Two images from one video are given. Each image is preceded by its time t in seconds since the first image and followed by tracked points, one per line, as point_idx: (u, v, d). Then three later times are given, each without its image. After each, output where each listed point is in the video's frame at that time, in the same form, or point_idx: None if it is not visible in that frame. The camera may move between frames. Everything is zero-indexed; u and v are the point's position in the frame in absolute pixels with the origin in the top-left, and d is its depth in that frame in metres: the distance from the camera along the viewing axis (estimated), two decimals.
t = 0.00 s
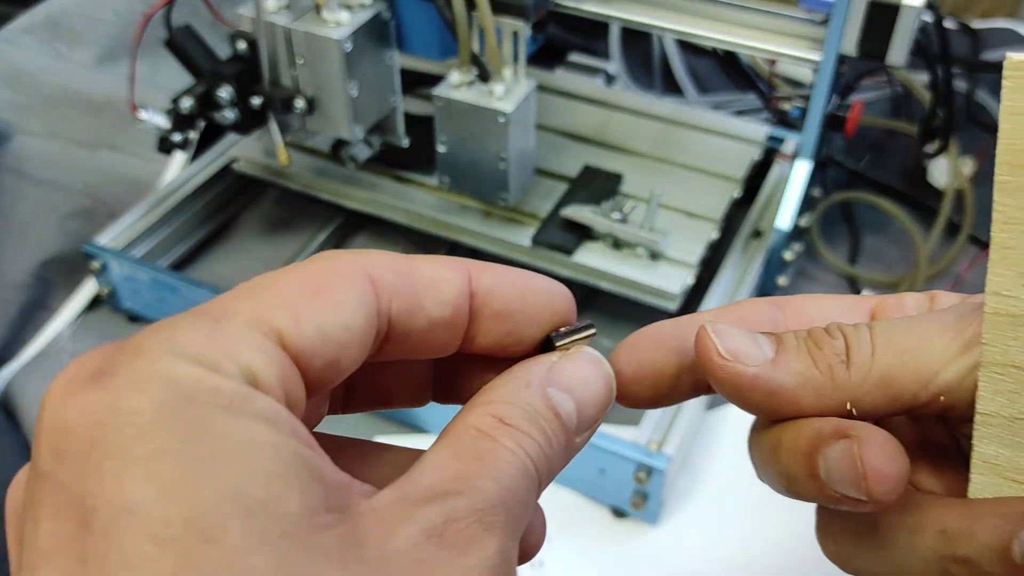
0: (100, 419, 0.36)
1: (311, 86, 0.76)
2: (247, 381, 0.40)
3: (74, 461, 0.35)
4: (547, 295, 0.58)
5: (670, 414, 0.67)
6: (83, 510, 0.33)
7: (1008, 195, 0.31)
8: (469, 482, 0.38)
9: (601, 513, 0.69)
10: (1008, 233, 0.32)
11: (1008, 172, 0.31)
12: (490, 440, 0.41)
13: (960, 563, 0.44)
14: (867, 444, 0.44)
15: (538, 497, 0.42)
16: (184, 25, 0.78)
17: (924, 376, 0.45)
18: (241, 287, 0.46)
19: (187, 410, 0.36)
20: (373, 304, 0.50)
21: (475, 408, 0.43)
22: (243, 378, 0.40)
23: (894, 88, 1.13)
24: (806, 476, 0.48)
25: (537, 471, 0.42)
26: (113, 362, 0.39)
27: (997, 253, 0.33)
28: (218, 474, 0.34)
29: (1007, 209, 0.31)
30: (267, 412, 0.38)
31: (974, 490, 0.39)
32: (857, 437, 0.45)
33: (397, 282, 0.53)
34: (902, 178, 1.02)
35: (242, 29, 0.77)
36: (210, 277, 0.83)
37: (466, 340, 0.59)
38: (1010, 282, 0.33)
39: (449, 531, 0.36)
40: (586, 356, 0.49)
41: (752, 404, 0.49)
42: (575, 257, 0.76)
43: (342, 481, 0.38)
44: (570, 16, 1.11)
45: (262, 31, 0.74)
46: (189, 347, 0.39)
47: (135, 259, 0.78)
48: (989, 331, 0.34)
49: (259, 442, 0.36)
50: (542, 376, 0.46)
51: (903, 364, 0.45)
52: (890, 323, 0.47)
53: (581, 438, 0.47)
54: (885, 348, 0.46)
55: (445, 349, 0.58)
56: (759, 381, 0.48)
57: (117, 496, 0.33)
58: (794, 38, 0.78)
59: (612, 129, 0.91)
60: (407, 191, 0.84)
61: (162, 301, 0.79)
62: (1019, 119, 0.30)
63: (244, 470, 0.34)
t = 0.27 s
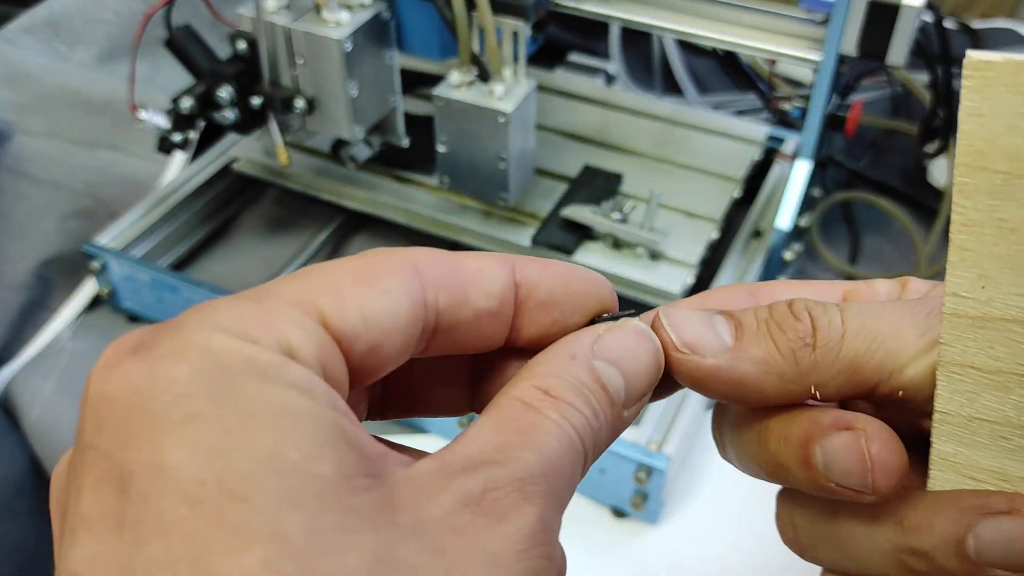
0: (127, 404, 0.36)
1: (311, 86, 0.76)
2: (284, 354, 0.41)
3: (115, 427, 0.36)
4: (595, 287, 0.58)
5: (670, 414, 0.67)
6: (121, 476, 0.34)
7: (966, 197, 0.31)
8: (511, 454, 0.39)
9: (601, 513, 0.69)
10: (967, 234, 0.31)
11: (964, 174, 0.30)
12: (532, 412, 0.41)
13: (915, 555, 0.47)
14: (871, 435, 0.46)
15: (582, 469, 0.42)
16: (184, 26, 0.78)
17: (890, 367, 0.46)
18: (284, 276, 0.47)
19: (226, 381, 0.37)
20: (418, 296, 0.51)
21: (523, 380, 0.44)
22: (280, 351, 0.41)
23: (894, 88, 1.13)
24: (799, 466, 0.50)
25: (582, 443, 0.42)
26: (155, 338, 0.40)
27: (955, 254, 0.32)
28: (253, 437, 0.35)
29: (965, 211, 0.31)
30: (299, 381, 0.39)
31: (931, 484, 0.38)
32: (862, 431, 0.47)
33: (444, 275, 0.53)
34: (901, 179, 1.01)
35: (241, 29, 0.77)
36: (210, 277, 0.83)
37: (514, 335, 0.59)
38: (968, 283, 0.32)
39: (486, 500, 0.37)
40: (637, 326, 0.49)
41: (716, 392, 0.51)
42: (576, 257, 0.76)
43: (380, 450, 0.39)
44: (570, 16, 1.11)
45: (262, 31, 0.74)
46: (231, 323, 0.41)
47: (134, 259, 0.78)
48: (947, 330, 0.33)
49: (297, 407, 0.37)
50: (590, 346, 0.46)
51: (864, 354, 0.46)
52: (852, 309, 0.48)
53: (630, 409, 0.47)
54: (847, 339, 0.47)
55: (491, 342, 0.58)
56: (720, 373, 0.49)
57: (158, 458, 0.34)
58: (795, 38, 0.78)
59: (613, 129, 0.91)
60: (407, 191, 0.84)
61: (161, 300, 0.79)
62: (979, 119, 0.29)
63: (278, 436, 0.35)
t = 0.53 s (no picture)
0: (126, 398, 0.36)
1: (311, 85, 0.76)
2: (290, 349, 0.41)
3: (116, 419, 0.36)
4: (590, 283, 0.58)
5: (670, 414, 0.67)
6: (123, 466, 0.34)
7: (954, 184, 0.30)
8: (512, 464, 0.38)
9: (601, 513, 0.69)
10: (954, 222, 0.30)
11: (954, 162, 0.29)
12: (532, 425, 0.41)
13: (895, 545, 0.47)
14: (868, 426, 0.46)
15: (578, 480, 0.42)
16: (184, 25, 0.78)
17: (872, 346, 0.47)
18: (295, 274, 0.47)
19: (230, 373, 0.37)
20: (428, 297, 0.50)
21: (518, 388, 0.43)
22: (286, 346, 0.41)
23: (894, 88, 1.13)
24: (790, 456, 0.49)
25: (578, 455, 0.41)
26: (160, 326, 0.41)
27: (942, 242, 0.31)
28: (255, 432, 0.34)
29: (953, 198, 0.30)
30: (307, 377, 0.39)
31: (922, 473, 0.39)
32: (858, 421, 0.46)
33: (452, 276, 0.53)
34: (901, 179, 1.01)
35: (241, 29, 0.77)
36: (210, 277, 0.83)
37: (517, 335, 0.58)
38: (954, 271, 0.31)
39: (486, 511, 0.36)
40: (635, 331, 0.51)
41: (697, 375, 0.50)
42: (576, 257, 0.76)
43: (381, 454, 0.38)
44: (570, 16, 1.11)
45: (262, 31, 0.74)
46: (242, 317, 0.41)
47: (134, 259, 0.78)
48: (932, 320, 0.33)
49: (304, 403, 0.37)
50: (592, 357, 0.45)
51: (849, 329, 0.47)
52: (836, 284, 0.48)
53: (627, 420, 0.47)
54: (830, 314, 0.47)
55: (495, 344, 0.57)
56: (702, 355, 0.49)
57: (159, 451, 0.34)
58: (795, 38, 0.78)
59: (613, 128, 0.91)
60: (407, 191, 0.84)
61: (161, 300, 0.79)
62: (969, 106, 0.28)
63: (282, 429, 0.35)
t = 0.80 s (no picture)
0: (110, 410, 0.35)
1: (311, 85, 0.76)
2: (282, 363, 0.41)
3: (99, 434, 0.35)
4: (582, 290, 0.58)
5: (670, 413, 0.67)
6: (104, 484, 0.33)
7: (950, 191, 0.28)
8: (498, 487, 0.38)
9: (601, 513, 0.69)
10: (949, 230, 0.29)
11: (954, 169, 0.27)
12: (519, 442, 0.40)
13: (872, 546, 0.48)
14: (865, 433, 0.43)
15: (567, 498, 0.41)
16: (184, 25, 0.78)
17: (863, 343, 0.46)
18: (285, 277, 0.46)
19: (221, 386, 0.36)
20: (423, 305, 0.50)
21: (508, 401, 0.42)
22: (278, 360, 0.40)
23: (894, 88, 1.13)
24: (783, 460, 0.48)
25: (566, 473, 0.41)
26: (147, 335, 0.40)
27: (936, 251, 0.29)
28: (245, 455, 0.33)
29: (949, 204, 0.28)
30: (298, 396, 0.38)
31: (915, 474, 0.39)
32: (855, 429, 0.44)
33: (449, 284, 0.53)
34: (901, 178, 1.01)
35: (241, 29, 0.77)
36: (210, 277, 0.83)
37: (508, 340, 0.58)
38: (947, 281, 0.30)
39: (473, 541, 0.35)
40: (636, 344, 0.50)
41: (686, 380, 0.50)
42: (575, 257, 0.76)
43: (368, 478, 0.37)
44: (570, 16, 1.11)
45: (262, 31, 0.74)
46: (231, 328, 0.40)
47: (135, 259, 0.78)
48: (922, 328, 0.32)
49: (297, 422, 0.36)
50: (585, 370, 0.44)
51: (839, 326, 0.46)
52: (825, 278, 0.47)
53: (619, 437, 0.46)
54: (820, 311, 0.46)
55: (483, 351, 0.58)
56: (692, 360, 0.49)
57: (141, 473, 0.33)
58: (795, 38, 0.78)
59: (612, 128, 0.91)
60: (407, 191, 0.84)
61: (161, 300, 0.79)
62: (969, 112, 0.26)
63: (271, 453, 0.34)
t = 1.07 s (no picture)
0: (65, 454, 0.34)
1: (311, 85, 0.76)
2: (249, 401, 0.40)
3: (55, 479, 0.34)
4: (557, 289, 0.58)
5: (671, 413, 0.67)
6: (60, 534, 0.32)
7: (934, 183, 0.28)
8: (464, 519, 0.37)
9: (601, 513, 0.69)
10: (933, 224, 0.29)
11: (939, 160, 0.27)
12: (485, 470, 0.39)
13: (852, 548, 0.47)
14: (848, 432, 0.43)
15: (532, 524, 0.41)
16: (184, 25, 0.78)
17: (846, 341, 0.45)
18: (254, 292, 0.46)
19: (181, 427, 0.35)
20: (391, 315, 0.50)
21: (473, 429, 0.41)
22: (245, 397, 0.40)
23: (894, 88, 1.13)
24: (763, 459, 0.48)
25: (532, 500, 0.40)
26: (105, 370, 0.38)
27: (919, 245, 0.29)
28: (208, 502, 0.33)
29: (933, 198, 0.28)
30: (265, 435, 0.38)
31: (893, 475, 0.38)
32: (837, 427, 0.44)
33: (417, 290, 0.53)
34: (901, 178, 1.01)
35: (242, 29, 0.77)
36: (211, 277, 0.83)
37: (483, 341, 0.58)
38: (931, 279, 0.30)
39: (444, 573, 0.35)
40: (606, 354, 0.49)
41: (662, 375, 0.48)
42: (575, 257, 0.76)
43: (334, 515, 0.38)
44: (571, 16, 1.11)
45: (262, 31, 0.74)
46: (195, 362, 0.39)
47: (135, 259, 0.78)
48: (904, 326, 0.31)
49: (260, 462, 0.36)
50: (547, 396, 0.43)
51: (824, 322, 0.45)
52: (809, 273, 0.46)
53: (587, 458, 0.45)
54: (805, 307, 0.45)
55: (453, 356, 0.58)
56: (674, 356, 0.47)
57: (97, 522, 0.32)
58: (795, 38, 0.78)
59: (612, 129, 0.91)
60: (408, 191, 0.84)
61: (161, 300, 0.79)
62: (953, 101, 0.26)
63: (235, 499, 0.34)
